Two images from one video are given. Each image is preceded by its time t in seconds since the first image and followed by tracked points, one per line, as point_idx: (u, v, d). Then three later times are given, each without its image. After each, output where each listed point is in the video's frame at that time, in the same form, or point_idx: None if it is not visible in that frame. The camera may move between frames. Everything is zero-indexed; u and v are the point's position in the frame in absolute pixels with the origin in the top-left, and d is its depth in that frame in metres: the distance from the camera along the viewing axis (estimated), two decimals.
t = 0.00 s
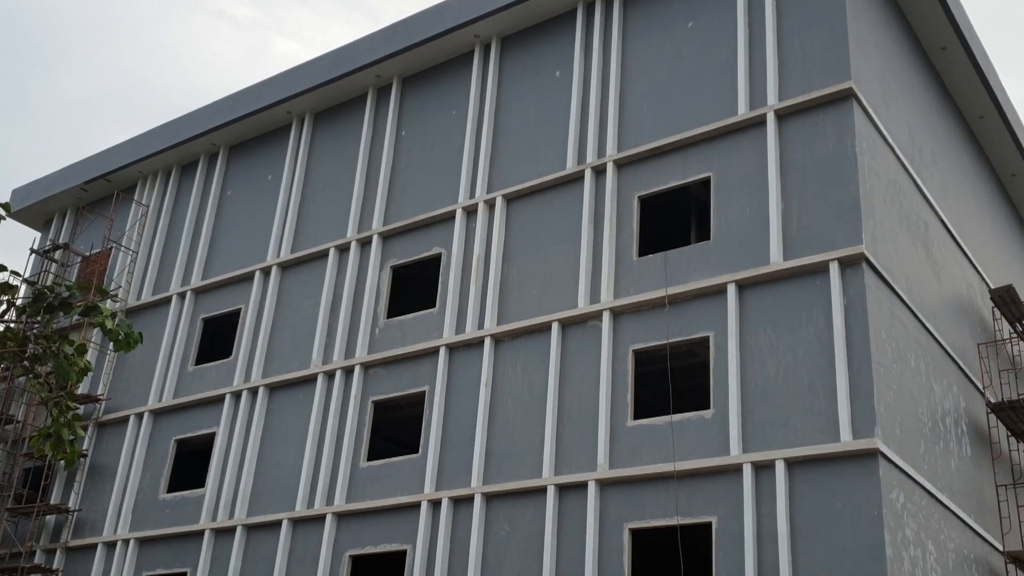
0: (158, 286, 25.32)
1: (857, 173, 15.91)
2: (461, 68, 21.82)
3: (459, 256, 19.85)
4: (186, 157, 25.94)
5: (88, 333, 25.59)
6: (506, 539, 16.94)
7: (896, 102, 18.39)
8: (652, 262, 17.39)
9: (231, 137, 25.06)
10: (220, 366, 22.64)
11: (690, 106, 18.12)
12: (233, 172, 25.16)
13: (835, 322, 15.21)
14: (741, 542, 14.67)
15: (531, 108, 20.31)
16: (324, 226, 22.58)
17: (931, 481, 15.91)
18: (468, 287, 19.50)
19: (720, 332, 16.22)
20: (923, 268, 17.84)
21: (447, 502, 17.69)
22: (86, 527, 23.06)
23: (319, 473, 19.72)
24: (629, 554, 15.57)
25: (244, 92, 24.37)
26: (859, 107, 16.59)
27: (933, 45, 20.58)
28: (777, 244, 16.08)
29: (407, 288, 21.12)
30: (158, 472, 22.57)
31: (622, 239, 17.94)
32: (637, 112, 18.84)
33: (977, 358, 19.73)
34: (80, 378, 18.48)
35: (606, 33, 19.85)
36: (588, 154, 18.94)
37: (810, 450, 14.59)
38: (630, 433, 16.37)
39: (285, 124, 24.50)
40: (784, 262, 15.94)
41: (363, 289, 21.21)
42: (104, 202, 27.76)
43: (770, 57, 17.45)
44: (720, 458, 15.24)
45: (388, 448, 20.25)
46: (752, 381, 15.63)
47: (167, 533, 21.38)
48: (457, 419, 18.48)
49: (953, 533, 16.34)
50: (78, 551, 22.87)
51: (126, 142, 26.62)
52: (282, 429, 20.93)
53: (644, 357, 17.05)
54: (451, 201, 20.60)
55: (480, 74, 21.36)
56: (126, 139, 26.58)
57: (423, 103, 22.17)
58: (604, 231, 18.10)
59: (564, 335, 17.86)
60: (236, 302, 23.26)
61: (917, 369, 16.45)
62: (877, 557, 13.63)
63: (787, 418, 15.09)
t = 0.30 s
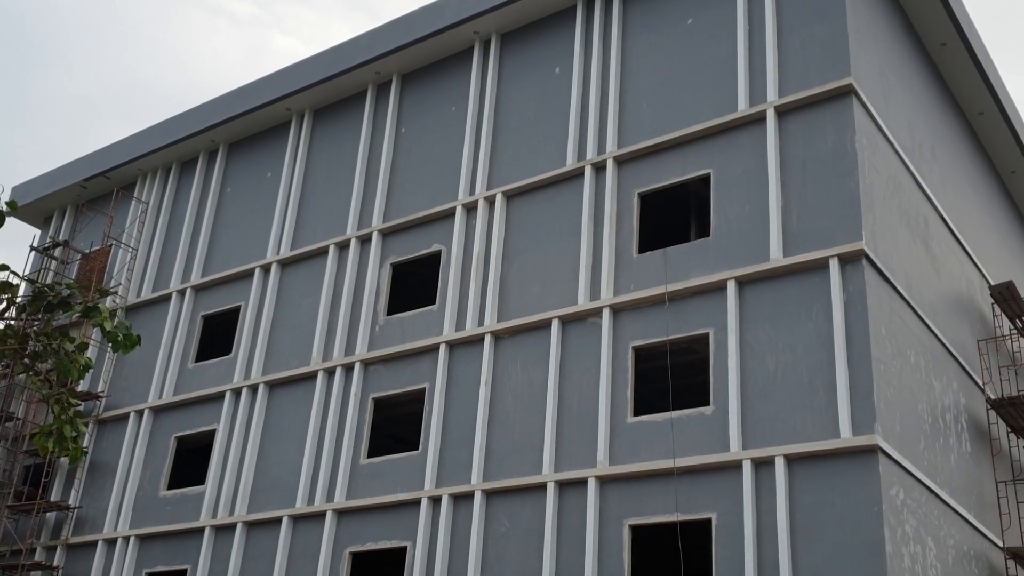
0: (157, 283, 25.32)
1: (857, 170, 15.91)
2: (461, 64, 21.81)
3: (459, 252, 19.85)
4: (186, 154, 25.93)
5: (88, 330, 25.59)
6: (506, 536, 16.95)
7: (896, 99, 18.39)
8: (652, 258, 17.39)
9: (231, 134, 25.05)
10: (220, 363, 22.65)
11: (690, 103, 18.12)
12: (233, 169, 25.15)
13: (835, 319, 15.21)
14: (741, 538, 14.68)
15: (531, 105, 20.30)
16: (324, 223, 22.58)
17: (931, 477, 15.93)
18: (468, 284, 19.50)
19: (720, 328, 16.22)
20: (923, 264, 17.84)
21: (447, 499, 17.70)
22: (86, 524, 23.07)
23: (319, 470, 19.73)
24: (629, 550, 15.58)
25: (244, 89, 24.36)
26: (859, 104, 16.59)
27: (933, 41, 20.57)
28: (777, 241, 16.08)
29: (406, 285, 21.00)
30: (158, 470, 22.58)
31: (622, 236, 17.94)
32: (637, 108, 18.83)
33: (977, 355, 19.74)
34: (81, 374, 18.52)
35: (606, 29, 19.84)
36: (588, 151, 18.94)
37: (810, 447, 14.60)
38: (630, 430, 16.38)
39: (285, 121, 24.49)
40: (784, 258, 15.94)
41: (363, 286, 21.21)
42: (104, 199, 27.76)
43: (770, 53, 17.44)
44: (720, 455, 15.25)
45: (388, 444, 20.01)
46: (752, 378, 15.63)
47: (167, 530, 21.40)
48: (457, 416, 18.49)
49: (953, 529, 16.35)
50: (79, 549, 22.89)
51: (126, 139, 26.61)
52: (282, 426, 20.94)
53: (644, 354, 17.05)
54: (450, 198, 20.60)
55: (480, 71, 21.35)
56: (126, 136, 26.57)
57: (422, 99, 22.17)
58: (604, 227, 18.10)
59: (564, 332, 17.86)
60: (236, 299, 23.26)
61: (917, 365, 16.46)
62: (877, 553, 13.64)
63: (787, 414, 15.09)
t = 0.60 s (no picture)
0: (160, 282, 25.34)
1: (858, 167, 15.90)
2: (463, 62, 21.81)
3: (460, 250, 19.86)
4: (188, 152, 25.95)
5: (91, 329, 25.61)
6: (509, 533, 16.96)
7: (898, 95, 18.37)
8: (654, 256, 17.39)
9: (233, 133, 25.07)
10: (223, 361, 22.68)
11: (692, 100, 18.12)
12: (235, 168, 25.16)
13: (837, 316, 15.21)
14: (744, 536, 14.69)
15: (532, 103, 20.30)
16: (326, 221, 22.59)
17: (933, 474, 15.92)
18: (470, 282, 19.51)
19: (722, 326, 16.23)
20: (925, 261, 17.82)
21: (449, 497, 17.72)
22: (89, 522, 23.10)
23: (322, 468, 19.75)
24: (632, 548, 15.59)
25: (245, 88, 24.38)
26: (860, 101, 16.59)
27: (935, 38, 20.55)
28: (779, 238, 16.07)
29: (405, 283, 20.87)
30: (161, 468, 22.61)
31: (624, 234, 17.95)
32: (639, 106, 18.82)
33: (979, 352, 19.74)
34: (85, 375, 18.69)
35: (608, 27, 19.83)
36: (590, 149, 18.93)
37: (812, 444, 14.60)
38: (632, 427, 16.39)
39: (286, 119, 24.51)
40: (786, 255, 15.93)
41: (365, 284, 21.22)
42: (106, 198, 27.78)
43: (772, 50, 17.43)
44: (722, 452, 15.26)
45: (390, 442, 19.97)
46: (754, 375, 15.64)
47: (170, 529, 21.43)
48: (459, 414, 18.50)
49: (956, 526, 16.34)
50: (82, 547, 22.92)
51: (128, 138, 26.62)
52: (285, 424, 20.96)
53: (647, 352, 17.04)
54: (452, 196, 20.60)
55: (481, 69, 21.36)
56: (128, 135, 26.59)
57: (424, 97, 22.17)
58: (606, 225, 18.11)
59: (566, 329, 17.87)
60: (238, 298, 23.28)
61: (919, 362, 16.45)
62: (880, 550, 13.64)
63: (789, 412, 15.10)
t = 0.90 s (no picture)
0: (163, 280, 25.36)
1: (861, 163, 15.89)
2: (465, 60, 21.81)
3: (463, 248, 19.86)
4: (191, 151, 25.96)
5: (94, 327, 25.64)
6: (512, 531, 16.97)
7: (901, 91, 18.35)
8: (657, 253, 17.39)
9: (236, 131, 25.08)
10: (227, 359, 22.70)
11: (694, 97, 18.11)
12: (238, 166, 25.17)
13: (840, 313, 15.20)
14: (747, 532, 14.69)
15: (535, 100, 20.30)
16: (329, 219, 22.59)
17: (937, 471, 15.91)
18: (473, 280, 19.51)
19: (726, 323, 16.22)
20: (928, 258, 17.81)
21: (452, 494, 17.74)
22: (93, 521, 23.13)
23: (326, 466, 19.76)
24: (635, 545, 15.60)
25: (248, 86, 24.38)
26: (864, 97, 16.57)
27: (938, 34, 20.53)
28: (782, 235, 16.07)
29: (411, 282, 20.98)
30: (165, 466, 22.64)
31: (627, 230, 17.94)
32: (641, 102, 18.81)
33: (983, 348, 19.73)
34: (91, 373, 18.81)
35: (610, 24, 19.82)
36: (593, 146, 18.93)
37: (815, 441, 14.60)
38: (635, 424, 16.40)
39: (289, 117, 24.51)
40: (789, 252, 15.92)
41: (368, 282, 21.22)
42: (109, 197, 27.80)
43: (775, 46, 17.42)
44: (726, 449, 15.26)
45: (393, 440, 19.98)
46: (758, 372, 15.64)
47: (174, 527, 21.46)
48: (463, 411, 18.51)
49: (960, 522, 16.34)
50: (86, 545, 22.95)
51: (131, 136, 26.64)
52: (288, 422, 20.98)
53: (650, 349, 17.04)
54: (455, 194, 20.60)
55: (484, 66, 21.34)
56: (131, 133, 26.60)
57: (426, 95, 22.17)
58: (609, 222, 18.10)
59: (569, 327, 17.87)
60: (241, 296, 23.29)
61: (923, 358, 16.45)
62: (883, 547, 13.64)
63: (793, 408, 15.10)
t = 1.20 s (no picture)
0: (164, 278, 25.37)
1: (862, 160, 15.88)
2: (466, 57, 21.80)
3: (464, 246, 19.86)
4: (192, 149, 25.97)
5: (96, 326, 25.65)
6: (514, 528, 16.98)
7: (902, 88, 18.34)
8: (658, 250, 17.39)
9: (237, 129, 25.08)
10: (228, 357, 22.71)
11: (696, 94, 18.10)
12: (239, 164, 25.18)
13: (841, 310, 15.19)
14: (749, 530, 14.69)
15: (536, 98, 20.29)
16: (330, 217, 22.60)
17: (938, 468, 15.91)
18: (474, 278, 19.51)
19: (727, 320, 16.22)
20: (929, 254, 17.81)
21: (454, 492, 17.75)
22: (95, 519, 23.15)
23: (327, 463, 19.78)
24: (636, 542, 15.60)
25: (249, 84, 24.38)
26: (865, 94, 16.56)
27: (939, 30, 20.51)
28: (783, 232, 16.06)
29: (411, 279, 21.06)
30: (167, 464, 22.66)
31: (628, 228, 17.94)
32: (642, 100, 18.80)
33: (984, 345, 19.73)
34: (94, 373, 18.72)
35: (611, 21, 19.81)
36: (593, 143, 18.92)
37: (816, 438, 14.60)
38: (637, 422, 16.40)
39: (290, 115, 24.51)
40: (790, 249, 15.92)
41: (369, 280, 21.23)
42: (110, 195, 27.80)
43: (775, 44, 17.40)
44: (727, 447, 15.26)
45: (394, 438, 19.98)
46: (759, 370, 15.64)
47: (176, 525, 21.48)
48: (464, 409, 18.52)
49: (961, 519, 16.36)
50: (88, 543, 22.97)
51: (132, 134, 26.64)
52: (290, 420, 20.99)
53: (651, 346, 17.04)
54: (456, 192, 20.60)
55: (484, 63, 21.33)
56: (132, 131, 26.60)
57: (427, 93, 22.16)
58: (610, 220, 18.10)
59: (570, 324, 17.87)
60: (243, 294, 23.30)
61: (924, 355, 16.45)
62: (885, 544, 13.65)
63: (794, 406, 15.09)
